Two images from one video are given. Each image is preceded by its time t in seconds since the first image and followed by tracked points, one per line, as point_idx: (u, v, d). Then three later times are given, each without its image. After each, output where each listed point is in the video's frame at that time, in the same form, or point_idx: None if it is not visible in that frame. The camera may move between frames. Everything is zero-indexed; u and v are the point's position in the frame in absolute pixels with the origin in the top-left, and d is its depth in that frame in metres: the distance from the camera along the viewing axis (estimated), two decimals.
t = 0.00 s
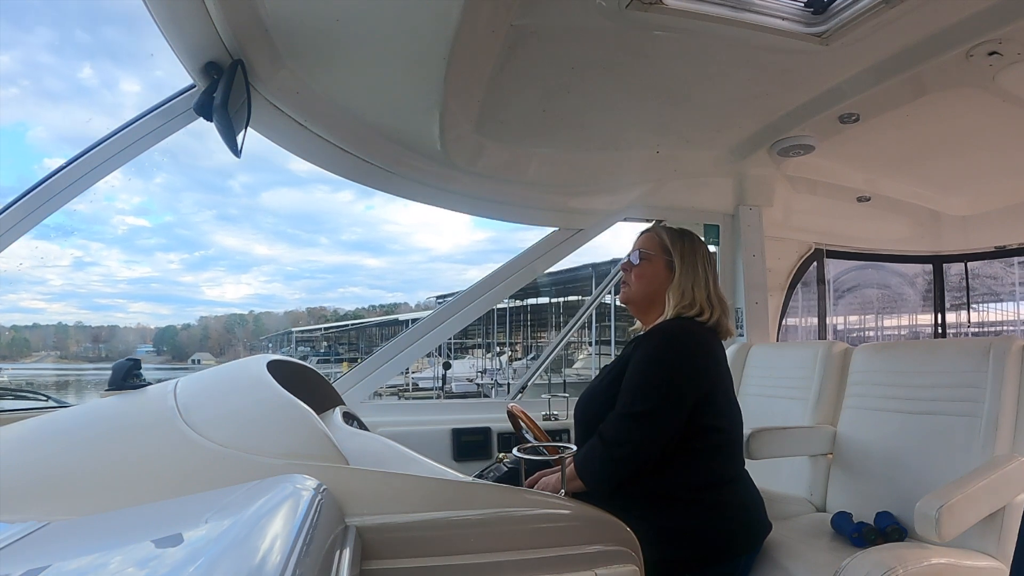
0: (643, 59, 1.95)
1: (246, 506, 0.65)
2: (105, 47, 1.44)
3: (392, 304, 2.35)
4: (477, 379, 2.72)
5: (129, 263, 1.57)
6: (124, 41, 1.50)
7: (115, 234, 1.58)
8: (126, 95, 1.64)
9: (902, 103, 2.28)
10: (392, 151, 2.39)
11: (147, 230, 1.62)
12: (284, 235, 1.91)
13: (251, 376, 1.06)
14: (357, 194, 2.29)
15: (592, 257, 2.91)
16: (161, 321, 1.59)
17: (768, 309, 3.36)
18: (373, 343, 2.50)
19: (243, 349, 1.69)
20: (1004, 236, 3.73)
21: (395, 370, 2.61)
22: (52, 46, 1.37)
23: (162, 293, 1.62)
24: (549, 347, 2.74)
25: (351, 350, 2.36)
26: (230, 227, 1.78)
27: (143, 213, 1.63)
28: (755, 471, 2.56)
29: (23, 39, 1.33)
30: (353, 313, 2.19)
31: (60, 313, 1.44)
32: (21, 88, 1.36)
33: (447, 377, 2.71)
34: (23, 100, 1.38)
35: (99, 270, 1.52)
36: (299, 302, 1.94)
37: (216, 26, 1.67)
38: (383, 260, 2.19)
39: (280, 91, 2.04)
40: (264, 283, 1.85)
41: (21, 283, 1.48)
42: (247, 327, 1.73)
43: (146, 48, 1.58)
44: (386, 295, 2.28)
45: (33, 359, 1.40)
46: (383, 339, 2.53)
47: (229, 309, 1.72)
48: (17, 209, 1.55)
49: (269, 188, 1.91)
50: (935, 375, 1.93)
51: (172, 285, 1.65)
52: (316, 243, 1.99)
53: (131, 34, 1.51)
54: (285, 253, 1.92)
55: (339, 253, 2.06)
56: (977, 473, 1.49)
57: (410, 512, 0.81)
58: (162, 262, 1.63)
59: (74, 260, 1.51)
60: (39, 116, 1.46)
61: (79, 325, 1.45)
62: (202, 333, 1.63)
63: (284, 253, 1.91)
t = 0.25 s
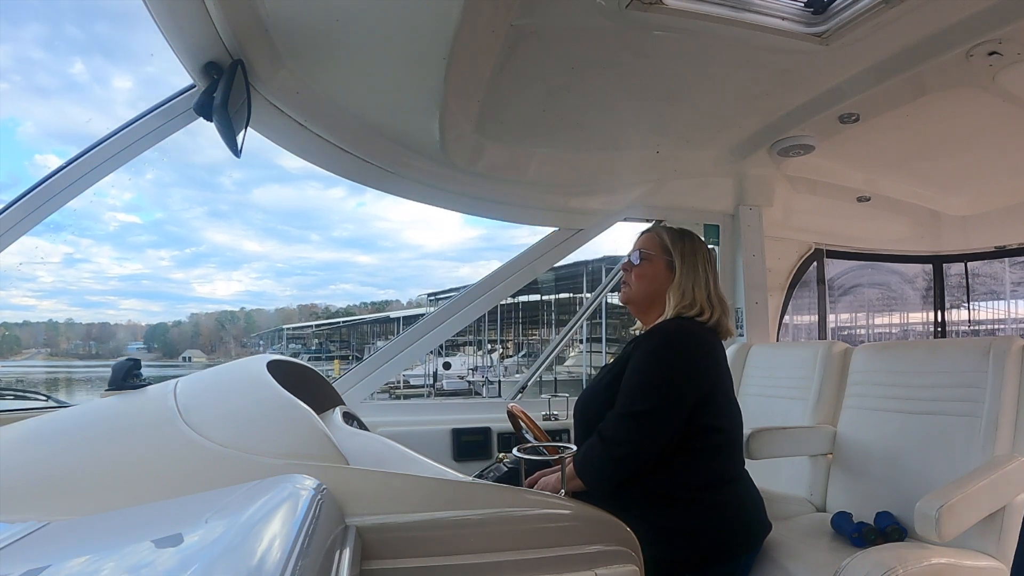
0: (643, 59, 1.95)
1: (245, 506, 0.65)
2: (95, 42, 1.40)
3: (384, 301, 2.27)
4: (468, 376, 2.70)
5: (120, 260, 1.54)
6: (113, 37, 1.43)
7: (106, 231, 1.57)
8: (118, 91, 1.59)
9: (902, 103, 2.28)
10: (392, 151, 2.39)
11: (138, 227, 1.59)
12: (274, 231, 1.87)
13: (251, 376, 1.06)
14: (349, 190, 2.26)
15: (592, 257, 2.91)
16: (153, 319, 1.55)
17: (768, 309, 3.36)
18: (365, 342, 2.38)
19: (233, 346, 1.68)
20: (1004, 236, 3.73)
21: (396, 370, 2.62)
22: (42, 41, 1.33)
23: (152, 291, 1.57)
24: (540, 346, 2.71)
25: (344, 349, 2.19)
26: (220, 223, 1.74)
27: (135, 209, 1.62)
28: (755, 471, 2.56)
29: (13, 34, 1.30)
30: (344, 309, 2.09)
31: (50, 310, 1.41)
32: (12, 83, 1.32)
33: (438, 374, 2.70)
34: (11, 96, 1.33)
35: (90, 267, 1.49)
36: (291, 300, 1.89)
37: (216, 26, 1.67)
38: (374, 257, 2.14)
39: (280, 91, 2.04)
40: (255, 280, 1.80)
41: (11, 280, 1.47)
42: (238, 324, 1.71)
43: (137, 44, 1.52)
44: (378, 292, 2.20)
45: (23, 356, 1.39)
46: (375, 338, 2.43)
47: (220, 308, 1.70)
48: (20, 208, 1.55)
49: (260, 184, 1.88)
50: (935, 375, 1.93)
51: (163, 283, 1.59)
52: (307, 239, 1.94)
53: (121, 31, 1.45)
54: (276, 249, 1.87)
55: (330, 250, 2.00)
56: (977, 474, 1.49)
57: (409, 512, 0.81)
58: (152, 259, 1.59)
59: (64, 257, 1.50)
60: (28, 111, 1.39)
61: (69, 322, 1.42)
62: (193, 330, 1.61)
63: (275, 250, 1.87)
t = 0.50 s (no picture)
0: (643, 59, 1.95)
1: (245, 507, 0.64)
2: (89, 38, 1.40)
3: (376, 298, 2.28)
4: (460, 374, 2.70)
5: (111, 257, 1.55)
6: (107, 33, 1.43)
7: (98, 227, 1.59)
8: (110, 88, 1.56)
9: (902, 103, 2.28)
10: (392, 151, 2.39)
11: (130, 224, 1.61)
12: (268, 228, 1.88)
13: (252, 376, 1.06)
14: (342, 186, 2.27)
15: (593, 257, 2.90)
16: (143, 315, 1.56)
17: (768, 309, 3.36)
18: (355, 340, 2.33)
19: (225, 344, 1.72)
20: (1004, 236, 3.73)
21: (396, 370, 2.61)
22: (35, 36, 1.33)
23: (144, 287, 1.58)
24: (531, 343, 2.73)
25: (335, 345, 2.18)
26: (213, 220, 1.75)
27: (126, 206, 1.65)
28: (755, 471, 2.56)
29: (5, 30, 1.29)
30: (336, 306, 2.11)
31: (40, 307, 1.42)
32: (4, 79, 1.32)
33: (428, 371, 2.67)
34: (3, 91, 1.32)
35: (82, 264, 1.51)
36: (282, 296, 1.92)
37: (216, 26, 1.67)
38: (366, 254, 2.15)
39: (280, 91, 2.04)
40: (246, 277, 1.83)
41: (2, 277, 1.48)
42: (228, 321, 1.74)
43: (129, 40, 1.50)
44: (370, 289, 2.21)
45: (12, 354, 1.39)
46: (365, 336, 2.38)
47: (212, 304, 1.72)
48: (22, 206, 1.53)
49: (253, 181, 1.89)
50: (935, 375, 1.93)
51: (154, 279, 1.61)
52: (299, 236, 1.96)
53: (115, 27, 1.44)
54: (269, 246, 1.89)
55: (322, 247, 2.02)
56: (977, 473, 1.49)
57: (409, 512, 0.81)
58: (144, 256, 1.61)
59: (56, 254, 1.53)
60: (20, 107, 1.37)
61: (60, 320, 1.43)
62: (184, 327, 1.63)
63: (267, 247, 1.89)
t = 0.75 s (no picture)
0: (643, 59, 1.94)
1: (245, 507, 0.64)
2: (81, 35, 1.39)
3: (367, 297, 2.23)
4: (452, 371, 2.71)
5: (101, 255, 1.55)
6: (99, 31, 1.42)
7: (88, 225, 1.61)
8: (101, 84, 1.52)
9: (902, 102, 2.28)
10: (392, 151, 2.39)
11: (121, 221, 1.61)
12: (259, 226, 1.85)
13: (252, 376, 1.06)
14: (333, 185, 2.23)
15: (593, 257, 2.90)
16: (135, 313, 1.55)
17: (768, 309, 3.36)
18: (347, 338, 2.29)
19: (216, 342, 1.70)
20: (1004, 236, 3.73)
21: (396, 370, 2.61)
22: (25, 33, 1.32)
23: (136, 286, 1.57)
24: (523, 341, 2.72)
25: (327, 344, 2.15)
26: (204, 218, 1.73)
27: (116, 203, 1.64)
28: (755, 471, 2.57)
29: None
30: (328, 305, 2.08)
31: (31, 305, 1.42)
32: None
33: (420, 369, 2.66)
34: None
35: (72, 262, 1.52)
36: (274, 294, 1.89)
37: (216, 26, 1.67)
38: (358, 252, 2.12)
39: (280, 91, 2.04)
40: (237, 275, 1.81)
41: None
42: (219, 319, 1.72)
43: (121, 37, 1.47)
44: (361, 287, 2.17)
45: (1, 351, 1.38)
46: (357, 335, 2.34)
47: (203, 301, 1.71)
48: (22, 205, 1.53)
49: (245, 178, 1.85)
50: (935, 375, 1.93)
51: (146, 278, 1.59)
52: (290, 234, 1.93)
53: (108, 24, 1.43)
54: (260, 244, 1.87)
55: (313, 245, 2.00)
56: (977, 474, 1.49)
57: (409, 512, 0.81)
58: (135, 254, 1.59)
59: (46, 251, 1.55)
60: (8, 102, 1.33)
61: (51, 318, 1.42)
62: (175, 325, 1.63)
63: (259, 245, 1.86)
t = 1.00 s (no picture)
0: (643, 59, 1.94)
1: (245, 507, 0.64)
2: (73, 33, 1.37)
3: (359, 297, 2.19)
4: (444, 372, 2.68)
5: (93, 254, 1.54)
6: (91, 29, 1.39)
7: (80, 224, 1.61)
8: (94, 82, 1.48)
9: (902, 102, 2.28)
10: (392, 151, 2.39)
11: (113, 220, 1.61)
12: (251, 225, 1.82)
13: (252, 376, 1.05)
14: (325, 184, 2.18)
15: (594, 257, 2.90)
16: (126, 313, 1.55)
17: (768, 309, 3.36)
18: (338, 338, 2.23)
19: (208, 342, 1.69)
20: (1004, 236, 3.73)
21: (396, 370, 2.62)
22: (17, 31, 1.30)
23: (127, 285, 1.56)
24: (515, 341, 2.69)
25: (319, 344, 2.11)
26: (195, 217, 1.71)
27: (108, 202, 1.65)
28: (755, 471, 2.57)
29: None
30: (320, 305, 2.05)
31: (21, 304, 1.41)
32: None
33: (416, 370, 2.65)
34: None
35: (64, 261, 1.52)
36: (265, 294, 1.87)
37: (216, 26, 1.67)
38: (351, 252, 2.10)
39: (280, 91, 2.04)
40: (229, 274, 1.79)
41: None
42: (211, 318, 1.72)
43: (113, 34, 1.44)
44: (354, 287, 2.14)
45: None
46: (348, 334, 2.27)
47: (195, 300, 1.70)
48: (21, 206, 1.53)
49: (237, 177, 1.82)
50: (935, 375, 1.93)
51: (137, 277, 1.58)
52: (282, 234, 1.91)
53: (101, 22, 1.40)
54: (253, 244, 1.84)
55: (305, 244, 1.98)
56: (977, 473, 1.49)
57: (409, 512, 0.81)
58: (127, 253, 1.58)
59: (37, 250, 1.56)
60: (2, 100, 1.32)
61: (41, 316, 1.41)
62: (166, 325, 1.62)
63: (251, 244, 1.84)
